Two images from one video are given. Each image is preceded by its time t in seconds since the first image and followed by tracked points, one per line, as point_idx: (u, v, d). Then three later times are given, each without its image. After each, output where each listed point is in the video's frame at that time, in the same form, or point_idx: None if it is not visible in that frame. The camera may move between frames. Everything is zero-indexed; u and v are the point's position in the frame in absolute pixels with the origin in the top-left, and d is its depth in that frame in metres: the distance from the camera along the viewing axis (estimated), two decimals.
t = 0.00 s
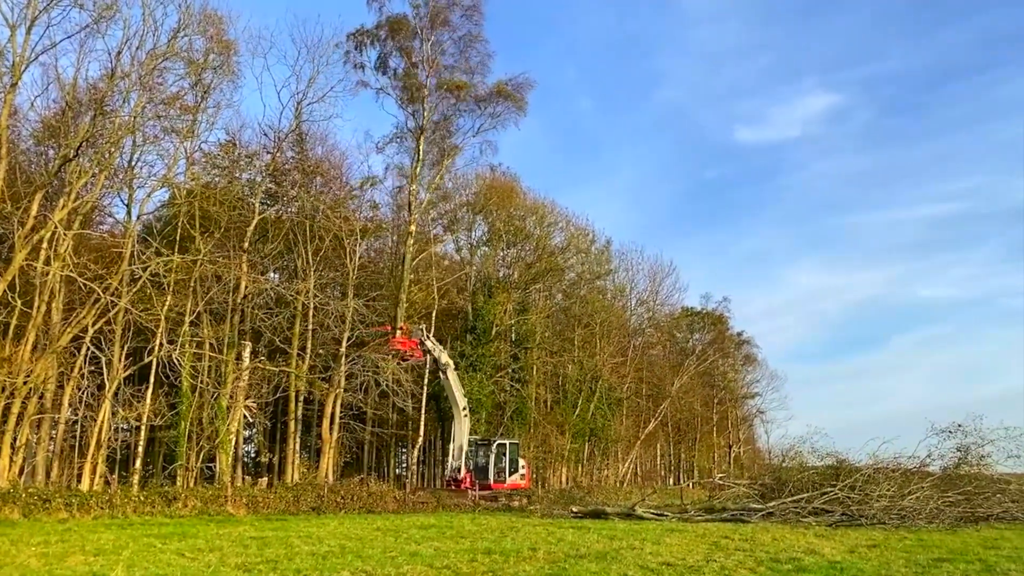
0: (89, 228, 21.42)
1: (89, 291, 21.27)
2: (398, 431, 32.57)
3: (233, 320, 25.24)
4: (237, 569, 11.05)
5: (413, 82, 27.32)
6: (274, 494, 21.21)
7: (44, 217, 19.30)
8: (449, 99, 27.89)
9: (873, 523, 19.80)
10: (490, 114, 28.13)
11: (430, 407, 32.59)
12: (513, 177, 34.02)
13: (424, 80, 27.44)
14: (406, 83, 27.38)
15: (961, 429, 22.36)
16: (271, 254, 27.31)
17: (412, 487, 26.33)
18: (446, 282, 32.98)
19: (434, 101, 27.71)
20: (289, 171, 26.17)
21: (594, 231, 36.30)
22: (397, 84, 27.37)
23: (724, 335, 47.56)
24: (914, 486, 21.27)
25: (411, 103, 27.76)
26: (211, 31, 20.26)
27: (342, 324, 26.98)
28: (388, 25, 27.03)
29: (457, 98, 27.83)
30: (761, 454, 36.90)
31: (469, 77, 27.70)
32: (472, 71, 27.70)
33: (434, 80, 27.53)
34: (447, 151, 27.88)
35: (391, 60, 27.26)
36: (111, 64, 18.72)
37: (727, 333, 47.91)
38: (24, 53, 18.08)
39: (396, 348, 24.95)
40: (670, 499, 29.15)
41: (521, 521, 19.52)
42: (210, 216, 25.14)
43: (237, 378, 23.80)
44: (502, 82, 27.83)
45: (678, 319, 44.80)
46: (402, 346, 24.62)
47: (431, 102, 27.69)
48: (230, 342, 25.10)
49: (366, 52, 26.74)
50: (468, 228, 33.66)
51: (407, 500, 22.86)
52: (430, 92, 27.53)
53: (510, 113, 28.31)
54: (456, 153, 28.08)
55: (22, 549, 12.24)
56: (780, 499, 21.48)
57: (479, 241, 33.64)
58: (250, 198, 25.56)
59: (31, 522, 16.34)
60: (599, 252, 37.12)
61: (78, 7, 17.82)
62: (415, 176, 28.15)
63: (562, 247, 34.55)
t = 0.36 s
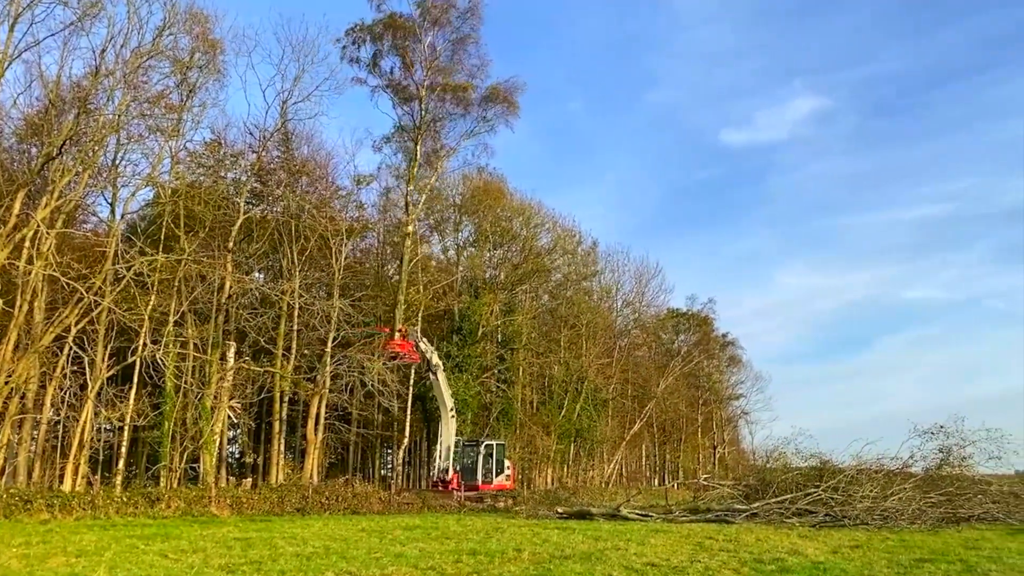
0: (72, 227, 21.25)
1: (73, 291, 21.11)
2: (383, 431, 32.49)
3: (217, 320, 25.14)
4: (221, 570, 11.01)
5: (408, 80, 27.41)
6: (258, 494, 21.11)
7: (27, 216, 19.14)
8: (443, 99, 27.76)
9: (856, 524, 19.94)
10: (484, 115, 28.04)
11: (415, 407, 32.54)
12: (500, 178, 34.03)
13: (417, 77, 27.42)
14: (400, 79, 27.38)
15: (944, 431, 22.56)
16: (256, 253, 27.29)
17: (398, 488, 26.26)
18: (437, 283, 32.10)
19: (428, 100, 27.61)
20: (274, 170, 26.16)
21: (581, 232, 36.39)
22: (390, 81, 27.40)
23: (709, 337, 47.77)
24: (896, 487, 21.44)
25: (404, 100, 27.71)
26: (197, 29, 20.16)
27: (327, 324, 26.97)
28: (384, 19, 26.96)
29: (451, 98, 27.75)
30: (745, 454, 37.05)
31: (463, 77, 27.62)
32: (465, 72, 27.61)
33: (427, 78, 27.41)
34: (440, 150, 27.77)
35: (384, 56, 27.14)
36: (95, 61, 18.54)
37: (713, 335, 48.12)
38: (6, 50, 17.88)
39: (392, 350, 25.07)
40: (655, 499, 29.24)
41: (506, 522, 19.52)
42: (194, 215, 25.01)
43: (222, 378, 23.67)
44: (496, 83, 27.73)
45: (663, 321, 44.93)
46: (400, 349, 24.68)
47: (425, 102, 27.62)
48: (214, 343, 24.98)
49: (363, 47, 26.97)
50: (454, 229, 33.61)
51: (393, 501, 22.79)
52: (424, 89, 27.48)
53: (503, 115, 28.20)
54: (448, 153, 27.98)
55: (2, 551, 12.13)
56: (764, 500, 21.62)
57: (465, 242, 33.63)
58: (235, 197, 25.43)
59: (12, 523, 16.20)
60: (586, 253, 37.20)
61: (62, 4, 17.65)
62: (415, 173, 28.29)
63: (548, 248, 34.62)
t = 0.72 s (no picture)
0: (56, 225, 21.07)
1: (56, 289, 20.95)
2: (369, 432, 32.42)
3: (202, 319, 25.01)
4: (205, 571, 10.96)
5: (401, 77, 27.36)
6: (243, 495, 21.01)
7: (10, 214, 18.99)
8: (435, 97, 27.67)
9: (840, 524, 20.07)
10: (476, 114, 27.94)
11: (402, 407, 32.50)
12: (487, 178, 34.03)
13: (409, 75, 27.39)
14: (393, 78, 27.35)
15: (927, 432, 22.74)
16: (242, 253, 27.28)
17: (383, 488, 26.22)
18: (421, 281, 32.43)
19: (421, 98, 27.53)
20: (261, 169, 26.06)
21: (568, 233, 36.47)
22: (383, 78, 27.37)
23: (695, 337, 47.96)
24: (880, 487, 21.60)
25: (396, 99, 27.69)
26: (183, 27, 20.03)
27: (314, 324, 26.92)
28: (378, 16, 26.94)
29: (444, 96, 27.68)
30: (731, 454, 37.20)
31: (454, 77, 27.56)
32: (456, 71, 27.56)
33: (418, 76, 27.37)
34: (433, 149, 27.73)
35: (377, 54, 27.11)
36: (80, 58, 18.39)
37: (699, 336, 48.34)
38: None
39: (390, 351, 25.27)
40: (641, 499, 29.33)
41: (492, 522, 19.52)
42: (180, 214, 24.86)
43: (207, 378, 23.53)
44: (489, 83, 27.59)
45: (650, 321, 45.05)
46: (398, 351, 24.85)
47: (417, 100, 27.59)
48: (199, 342, 24.85)
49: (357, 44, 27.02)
50: (442, 228, 33.59)
51: (379, 501, 22.73)
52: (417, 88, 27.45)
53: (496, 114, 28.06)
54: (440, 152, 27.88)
55: None
56: (749, 501, 21.75)
57: (452, 242, 33.61)
58: (220, 196, 25.31)
59: None
60: (573, 253, 37.27)
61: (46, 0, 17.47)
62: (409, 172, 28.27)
63: (535, 248, 34.69)
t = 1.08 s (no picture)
0: (41, 223, 20.90)
1: (41, 287, 20.82)
2: (357, 431, 32.34)
3: (189, 318, 24.92)
4: (191, 571, 10.89)
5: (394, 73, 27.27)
6: (229, 494, 20.91)
7: None
8: (430, 93, 27.59)
9: (826, 523, 20.19)
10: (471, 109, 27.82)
11: (389, 407, 32.45)
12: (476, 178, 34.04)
13: (403, 71, 27.33)
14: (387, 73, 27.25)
15: (912, 431, 22.91)
16: (229, 251, 27.18)
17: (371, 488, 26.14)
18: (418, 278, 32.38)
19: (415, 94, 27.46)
20: (248, 167, 25.95)
21: (556, 233, 36.55)
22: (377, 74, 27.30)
23: (683, 338, 48.10)
24: (865, 487, 21.73)
25: (390, 95, 27.61)
26: (170, 23, 19.90)
27: (301, 323, 26.87)
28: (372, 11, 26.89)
29: (438, 91, 27.60)
30: (718, 454, 37.28)
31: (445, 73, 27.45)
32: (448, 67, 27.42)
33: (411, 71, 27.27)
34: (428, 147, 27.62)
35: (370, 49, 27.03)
36: (66, 55, 18.25)
37: (686, 336, 48.49)
38: None
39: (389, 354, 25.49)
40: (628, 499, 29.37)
41: (480, 522, 19.53)
42: (166, 212, 24.70)
43: (193, 377, 23.40)
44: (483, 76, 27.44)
45: (638, 321, 45.13)
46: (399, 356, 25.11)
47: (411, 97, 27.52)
48: (185, 341, 24.73)
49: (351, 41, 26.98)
50: (430, 228, 33.53)
51: (366, 501, 22.66)
52: (411, 84, 27.39)
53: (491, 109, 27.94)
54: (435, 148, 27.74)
55: None
56: (736, 500, 21.87)
57: (440, 241, 33.56)
58: (207, 193, 25.17)
59: None
60: (562, 253, 37.32)
61: None
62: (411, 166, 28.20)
63: (524, 247, 34.74)
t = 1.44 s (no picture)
0: (28, 221, 20.73)
1: (27, 286, 20.71)
2: (345, 431, 32.29)
3: (177, 317, 24.82)
4: (179, 571, 10.84)
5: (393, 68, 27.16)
6: (217, 494, 20.84)
7: None
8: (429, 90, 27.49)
9: (813, 523, 20.31)
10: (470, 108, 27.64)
11: (378, 407, 32.43)
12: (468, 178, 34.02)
13: (402, 67, 27.23)
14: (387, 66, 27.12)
15: (899, 432, 23.07)
16: (218, 251, 27.10)
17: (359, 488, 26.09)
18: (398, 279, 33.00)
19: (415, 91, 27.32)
20: (237, 166, 25.85)
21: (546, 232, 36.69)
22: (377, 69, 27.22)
23: (671, 338, 48.23)
24: (852, 486, 21.87)
25: (389, 92, 27.46)
26: (159, 22, 19.82)
27: (289, 323, 26.89)
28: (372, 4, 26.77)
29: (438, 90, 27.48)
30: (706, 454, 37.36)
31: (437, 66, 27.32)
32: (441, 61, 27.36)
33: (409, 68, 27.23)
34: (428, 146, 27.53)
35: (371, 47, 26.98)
36: (53, 52, 18.14)
37: (675, 336, 48.64)
38: None
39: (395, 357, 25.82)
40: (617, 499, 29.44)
41: (468, 522, 19.56)
42: (154, 211, 24.56)
43: (181, 376, 23.30)
44: (484, 74, 27.28)
45: (627, 321, 45.24)
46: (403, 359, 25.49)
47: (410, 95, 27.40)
48: (174, 340, 24.64)
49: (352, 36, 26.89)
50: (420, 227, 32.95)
51: (354, 501, 22.62)
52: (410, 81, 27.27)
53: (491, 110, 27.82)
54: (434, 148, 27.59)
55: None
56: (725, 500, 21.97)
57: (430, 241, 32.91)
58: (195, 192, 25.06)
59: None
60: (551, 253, 37.44)
61: None
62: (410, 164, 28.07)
63: (513, 247, 34.94)
